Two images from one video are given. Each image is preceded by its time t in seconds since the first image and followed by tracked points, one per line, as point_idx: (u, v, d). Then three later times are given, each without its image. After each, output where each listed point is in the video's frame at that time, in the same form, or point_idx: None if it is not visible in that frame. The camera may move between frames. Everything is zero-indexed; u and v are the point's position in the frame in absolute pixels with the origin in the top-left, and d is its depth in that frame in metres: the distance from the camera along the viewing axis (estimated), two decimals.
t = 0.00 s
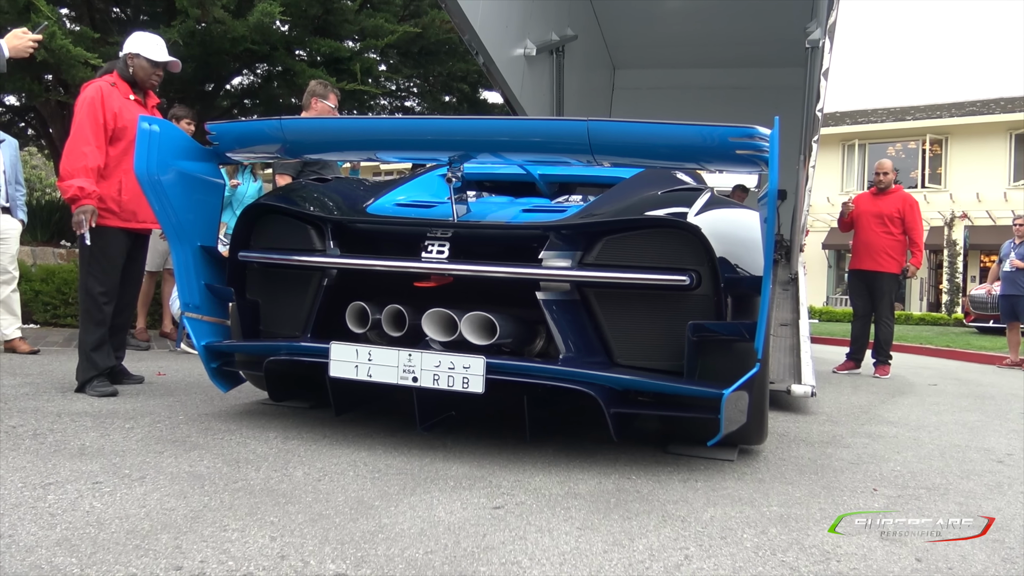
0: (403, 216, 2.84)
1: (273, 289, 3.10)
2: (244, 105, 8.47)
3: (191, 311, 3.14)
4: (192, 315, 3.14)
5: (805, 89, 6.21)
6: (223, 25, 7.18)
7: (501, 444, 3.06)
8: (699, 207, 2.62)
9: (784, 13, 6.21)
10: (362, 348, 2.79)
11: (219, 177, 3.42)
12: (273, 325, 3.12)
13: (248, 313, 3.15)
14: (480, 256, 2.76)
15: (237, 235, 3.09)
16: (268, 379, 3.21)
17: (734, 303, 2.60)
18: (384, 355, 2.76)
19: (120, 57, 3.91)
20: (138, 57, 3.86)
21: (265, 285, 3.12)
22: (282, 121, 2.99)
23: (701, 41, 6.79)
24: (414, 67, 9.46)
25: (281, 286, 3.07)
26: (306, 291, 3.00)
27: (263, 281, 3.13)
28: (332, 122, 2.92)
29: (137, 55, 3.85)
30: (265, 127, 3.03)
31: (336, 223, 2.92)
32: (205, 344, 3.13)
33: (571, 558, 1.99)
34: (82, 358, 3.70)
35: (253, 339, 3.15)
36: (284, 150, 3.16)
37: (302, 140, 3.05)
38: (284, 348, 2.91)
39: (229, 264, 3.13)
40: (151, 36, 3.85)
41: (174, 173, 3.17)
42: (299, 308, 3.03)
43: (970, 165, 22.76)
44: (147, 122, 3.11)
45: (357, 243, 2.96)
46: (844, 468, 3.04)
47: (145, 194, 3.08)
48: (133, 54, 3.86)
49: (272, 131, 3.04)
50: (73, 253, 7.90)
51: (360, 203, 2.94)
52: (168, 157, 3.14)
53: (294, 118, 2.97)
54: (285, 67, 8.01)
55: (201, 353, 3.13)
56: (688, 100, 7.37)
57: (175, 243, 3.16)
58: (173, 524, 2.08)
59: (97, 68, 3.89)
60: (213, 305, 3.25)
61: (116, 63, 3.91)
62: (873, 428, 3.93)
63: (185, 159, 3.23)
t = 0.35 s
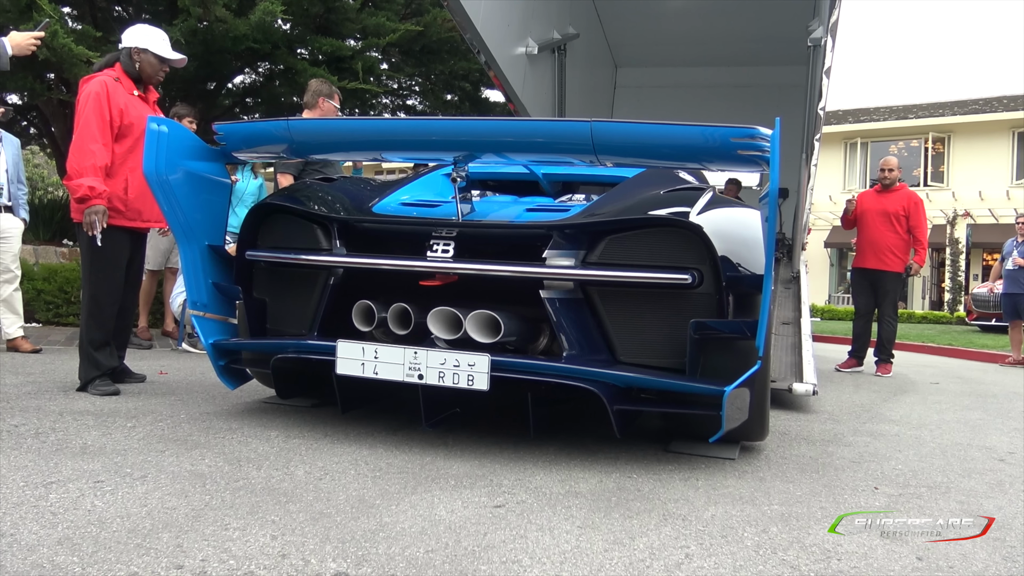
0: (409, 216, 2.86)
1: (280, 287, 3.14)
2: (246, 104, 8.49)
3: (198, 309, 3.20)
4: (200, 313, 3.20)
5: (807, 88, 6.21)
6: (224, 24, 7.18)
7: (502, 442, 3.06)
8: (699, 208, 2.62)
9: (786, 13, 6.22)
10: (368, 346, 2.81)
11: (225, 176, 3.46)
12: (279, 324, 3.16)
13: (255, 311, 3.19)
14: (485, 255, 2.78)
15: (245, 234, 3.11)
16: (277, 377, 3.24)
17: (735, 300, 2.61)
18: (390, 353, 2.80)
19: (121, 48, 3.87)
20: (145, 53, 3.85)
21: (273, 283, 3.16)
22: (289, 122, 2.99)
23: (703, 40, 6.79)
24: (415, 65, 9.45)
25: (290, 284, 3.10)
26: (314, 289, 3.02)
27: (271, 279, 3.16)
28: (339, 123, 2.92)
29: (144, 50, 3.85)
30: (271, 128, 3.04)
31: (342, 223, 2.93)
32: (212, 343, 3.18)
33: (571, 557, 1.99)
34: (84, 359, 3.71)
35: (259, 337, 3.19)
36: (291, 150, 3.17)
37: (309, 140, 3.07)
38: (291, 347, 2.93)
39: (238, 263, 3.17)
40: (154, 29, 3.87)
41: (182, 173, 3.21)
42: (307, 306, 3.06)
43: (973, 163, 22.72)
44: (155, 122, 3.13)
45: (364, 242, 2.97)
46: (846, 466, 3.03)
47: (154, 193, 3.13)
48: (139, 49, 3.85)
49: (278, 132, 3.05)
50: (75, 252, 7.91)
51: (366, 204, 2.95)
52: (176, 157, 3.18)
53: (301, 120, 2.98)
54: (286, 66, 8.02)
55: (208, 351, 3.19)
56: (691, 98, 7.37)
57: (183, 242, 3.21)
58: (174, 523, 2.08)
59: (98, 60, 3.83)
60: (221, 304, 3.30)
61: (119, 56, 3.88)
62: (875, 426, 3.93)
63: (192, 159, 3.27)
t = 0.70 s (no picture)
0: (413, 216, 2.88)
1: (284, 287, 3.16)
2: (243, 104, 8.51)
3: (204, 309, 3.20)
4: (207, 313, 3.21)
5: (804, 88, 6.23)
6: (222, 24, 7.19)
7: (500, 442, 3.07)
8: (699, 208, 2.65)
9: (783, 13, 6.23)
10: (372, 345, 2.84)
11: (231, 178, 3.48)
12: (284, 323, 3.19)
13: (260, 310, 3.22)
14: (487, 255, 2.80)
15: (249, 234, 3.15)
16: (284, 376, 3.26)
17: (733, 299, 2.63)
18: (395, 351, 2.83)
19: (121, 46, 3.85)
20: (150, 53, 3.87)
21: (277, 283, 3.19)
22: (294, 125, 3.05)
23: (701, 39, 6.79)
24: (413, 65, 9.44)
25: (293, 284, 3.13)
26: (318, 289, 3.05)
27: (274, 279, 3.19)
28: (343, 125, 2.97)
29: (150, 50, 3.87)
30: (276, 130, 3.09)
31: (345, 223, 2.96)
32: (218, 341, 3.20)
33: (568, 556, 1.99)
34: (81, 360, 3.71)
35: (264, 336, 3.21)
36: (296, 152, 3.22)
37: (313, 143, 3.12)
38: (296, 345, 2.95)
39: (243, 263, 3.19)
40: (156, 28, 3.87)
41: (188, 175, 3.22)
42: (311, 305, 3.09)
43: (970, 162, 22.75)
44: (162, 125, 3.17)
45: (368, 242, 2.98)
46: (843, 465, 3.04)
47: (161, 194, 3.15)
48: (144, 50, 3.86)
49: (283, 134, 3.10)
50: (72, 252, 7.91)
51: (369, 204, 2.97)
52: (183, 158, 3.20)
53: (306, 123, 3.03)
54: (284, 66, 8.01)
55: (214, 350, 3.20)
56: (688, 98, 7.37)
57: (188, 243, 3.23)
58: (172, 523, 2.09)
59: (98, 57, 3.80)
60: (226, 303, 3.31)
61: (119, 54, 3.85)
62: (872, 425, 3.94)
63: (198, 161, 3.29)
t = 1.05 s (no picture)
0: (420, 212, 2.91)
1: (292, 283, 3.19)
2: (244, 101, 8.52)
3: (215, 304, 3.24)
4: (217, 308, 3.25)
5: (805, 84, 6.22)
6: (223, 21, 7.22)
7: (502, 438, 3.07)
8: (701, 204, 2.69)
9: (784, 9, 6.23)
10: (381, 339, 2.88)
11: (240, 174, 3.49)
12: (293, 319, 3.20)
13: (269, 306, 3.24)
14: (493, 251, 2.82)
15: (258, 232, 3.16)
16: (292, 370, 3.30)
17: (735, 294, 2.68)
18: (403, 345, 2.85)
19: (127, 42, 3.83)
20: (157, 49, 3.87)
21: (285, 278, 3.21)
22: (304, 124, 3.06)
23: (702, 35, 6.78)
24: (413, 62, 9.41)
25: (301, 280, 3.16)
26: (326, 285, 3.08)
27: (283, 275, 3.21)
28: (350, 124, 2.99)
29: (157, 46, 3.87)
30: (286, 129, 3.10)
31: (354, 221, 2.99)
32: (229, 337, 3.25)
33: (571, 552, 1.99)
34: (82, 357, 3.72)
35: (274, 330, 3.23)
36: (304, 150, 3.23)
37: (322, 141, 3.12)
38: (306, 340, 2.98)
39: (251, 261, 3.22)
40: (162, 24, 3.88)
41: (200, 172, 3.23)
42: (319, 301, 3.11)
43: (971, 158, 22.74)
44: (173, 124, 3.17)
45: (376, 240, 3.01)
46: (844, 460, 3.04)
47: (172, 192, 3.16)
48: (151, 47, 3.86)
49: (291, 132, 3.11)
50: (73, 250, 7.91)
51: (376, 202, 3.01)
52: (194, 157, 3.21)
53: (315, 121, 3.05)
54: (284, 63, 7.99)
55: (225, 345, 3.24)
56: (689, 94, 7.36)
57: (199, 240, 3.26)
58: (174, 520, 2.09)
59: (104, 53, 3.77)
60: (236, 299, 3.35)
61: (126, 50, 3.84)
62: (874, 421, 3.94)
63: (209, 159, 3.30)
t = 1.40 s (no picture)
0: (424, 208, 2.92)
1: (302, 277, 3.18)
2: (244, 96, 8.51)
3: (222, 297, 3.25)
4: (225, 302, 3.26)
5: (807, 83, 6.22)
6: (223, 15, 7.19)
7: (500, 433, 3.06)
8: (703, 201, 2.69)
9: (787, 7, 6.22)
10: (387, 333, 2.88)
11: (247, 170, 3.51)
12: (300, 311, 3.21)
13: (275, 299, 3.24)
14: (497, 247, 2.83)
15: (266, 227, 3.19)
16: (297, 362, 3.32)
17: (734, 290, 2.67)
18: (408, 339, 2.86)
19: (139, 36, 3.81)
20: (168, 45, 3.85)
21: (291, 272, 3.21)
22: (312, 120, 3.07)
23: (704, 33, 6.76)
24: (415, 58, 9.39)
25: (307, 273, 3.17)
26: (331, 279, 3.08)
27: (288, 268, 3.22)
28: (356, 121, 2.99)
29: (168, 42, 3.85)
30: (293, 125, 3.10)
31: (360, 216, 2.99)
32: (236, 329, 3.25)
33: (567, 547, 1.99)
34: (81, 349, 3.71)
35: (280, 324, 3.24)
36: (310, 147, 3.23)
37: (328, 137, 3.13)
38: (312, 333, 3.00)
39: (259, 254, 3.23)
40: (174, 20, 3.87)
41: (207, 167, 3.26)
42: (325, 293, 3.12)
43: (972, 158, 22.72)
44: (182, 120, 3.19)
45: (382, 235, 3.01)
46: (843, 458, 3.04)
47: (181, 186, 3.19)
48: (162, 42, 3.84)
49: (298, 129, 3.12)
50: (73, 243, 7.90)
51: (382, 197, 3.01)
52: (202, 152, 3.23)
53: (321, 117, 3.05)
54: (286, 58, 7.98)
55: (232, 338, 3.25)
56: (691, 92, 7.35)
57: (207, 234, 3.25)
58: (170, 513, 2.08)
59: (116, 47, 3.74)
60: (243, 293, 3.35)
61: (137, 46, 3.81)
62: (872, 419, 3.93)
63: (216, 154, 3.32)
